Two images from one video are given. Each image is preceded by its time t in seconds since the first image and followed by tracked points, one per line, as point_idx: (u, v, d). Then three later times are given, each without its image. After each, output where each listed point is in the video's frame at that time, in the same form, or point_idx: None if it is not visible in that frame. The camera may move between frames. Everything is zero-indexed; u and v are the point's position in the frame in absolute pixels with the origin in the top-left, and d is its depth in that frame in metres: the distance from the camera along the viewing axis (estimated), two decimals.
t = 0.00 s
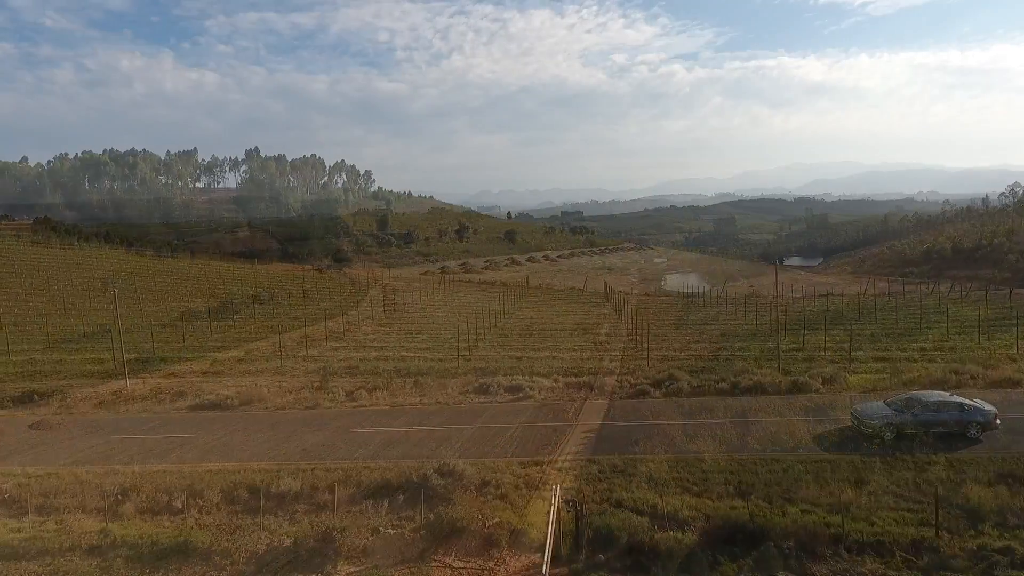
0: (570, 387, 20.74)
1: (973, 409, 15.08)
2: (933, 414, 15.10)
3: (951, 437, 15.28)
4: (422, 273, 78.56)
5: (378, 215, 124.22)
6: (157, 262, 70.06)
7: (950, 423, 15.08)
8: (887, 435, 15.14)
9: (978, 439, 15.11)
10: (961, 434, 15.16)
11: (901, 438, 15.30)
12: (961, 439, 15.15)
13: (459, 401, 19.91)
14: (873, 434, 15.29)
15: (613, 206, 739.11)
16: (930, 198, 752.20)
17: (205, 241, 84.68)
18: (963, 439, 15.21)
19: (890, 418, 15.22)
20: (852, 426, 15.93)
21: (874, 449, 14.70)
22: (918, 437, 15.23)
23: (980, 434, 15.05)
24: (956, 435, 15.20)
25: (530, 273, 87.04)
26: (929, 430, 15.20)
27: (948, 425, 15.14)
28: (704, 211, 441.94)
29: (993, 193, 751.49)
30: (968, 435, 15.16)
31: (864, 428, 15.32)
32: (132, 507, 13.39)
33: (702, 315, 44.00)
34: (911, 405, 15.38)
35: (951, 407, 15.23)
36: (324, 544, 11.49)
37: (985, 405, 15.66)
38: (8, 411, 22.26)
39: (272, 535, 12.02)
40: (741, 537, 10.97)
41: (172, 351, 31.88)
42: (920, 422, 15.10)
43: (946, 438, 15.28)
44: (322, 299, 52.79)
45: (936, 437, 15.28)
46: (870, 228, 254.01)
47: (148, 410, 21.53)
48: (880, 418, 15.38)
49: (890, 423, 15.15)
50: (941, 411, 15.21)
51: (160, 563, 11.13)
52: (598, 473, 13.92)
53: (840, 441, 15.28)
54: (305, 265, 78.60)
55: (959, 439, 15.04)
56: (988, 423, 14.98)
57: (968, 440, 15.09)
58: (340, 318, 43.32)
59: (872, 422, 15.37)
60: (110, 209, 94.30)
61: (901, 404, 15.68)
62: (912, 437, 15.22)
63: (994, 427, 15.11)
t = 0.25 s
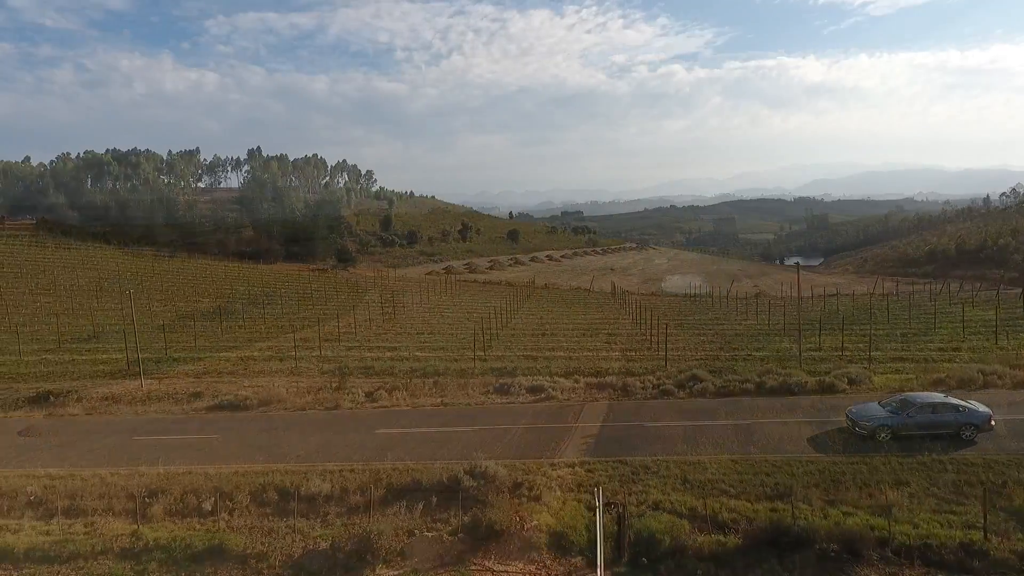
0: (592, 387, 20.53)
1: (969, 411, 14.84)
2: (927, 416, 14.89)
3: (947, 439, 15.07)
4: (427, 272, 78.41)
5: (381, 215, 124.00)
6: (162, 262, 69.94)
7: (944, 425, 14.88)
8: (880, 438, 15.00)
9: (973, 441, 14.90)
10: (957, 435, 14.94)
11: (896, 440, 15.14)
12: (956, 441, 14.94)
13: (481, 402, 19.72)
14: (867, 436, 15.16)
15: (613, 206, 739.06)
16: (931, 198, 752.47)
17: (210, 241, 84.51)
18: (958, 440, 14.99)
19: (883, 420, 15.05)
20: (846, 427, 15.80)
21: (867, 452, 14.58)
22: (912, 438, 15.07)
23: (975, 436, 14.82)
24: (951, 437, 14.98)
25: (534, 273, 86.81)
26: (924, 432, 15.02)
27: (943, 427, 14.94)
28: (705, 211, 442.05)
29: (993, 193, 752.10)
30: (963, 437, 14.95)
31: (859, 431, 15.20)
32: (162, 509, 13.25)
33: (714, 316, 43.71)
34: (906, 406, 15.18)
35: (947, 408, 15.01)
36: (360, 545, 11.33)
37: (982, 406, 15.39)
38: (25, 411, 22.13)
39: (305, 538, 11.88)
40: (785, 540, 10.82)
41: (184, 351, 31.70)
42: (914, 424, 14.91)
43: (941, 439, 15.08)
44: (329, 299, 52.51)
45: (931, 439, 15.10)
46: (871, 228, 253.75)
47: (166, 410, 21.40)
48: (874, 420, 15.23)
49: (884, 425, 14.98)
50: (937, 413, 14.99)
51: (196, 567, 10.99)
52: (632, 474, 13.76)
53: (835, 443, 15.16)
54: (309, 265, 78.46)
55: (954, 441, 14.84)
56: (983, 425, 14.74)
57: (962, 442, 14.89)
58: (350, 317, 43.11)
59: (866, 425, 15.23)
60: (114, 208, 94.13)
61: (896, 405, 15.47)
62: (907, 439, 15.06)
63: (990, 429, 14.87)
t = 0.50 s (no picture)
0: (614, 388, 20.35)
1: (963, 413, 14.83)
2: (923, 418, 14.86)
3: (941, 440, 15.08)
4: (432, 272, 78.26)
5: (384, 215, 123.81)
6: (168, 262, 69.75)
7: (939, 427, 14.86)
8: (875, 439, 14.97)
9: (968, 443, 14.92)
10: (951, 437, 14.95)
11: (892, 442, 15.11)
12: (950, 442, 14.94)
13: (504, 403, 19.57)
14: (862, 438, 15.12)
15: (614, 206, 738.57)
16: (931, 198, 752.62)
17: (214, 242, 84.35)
18: (952, 442, 15.01)
19: (879, 422, 15.00)
20: (841, 429, 15.75)
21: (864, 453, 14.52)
22: (907, 440, 15.05)
23: (969, 437, 14.84)
24: (945, 439, 15.00)
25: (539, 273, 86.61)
26: (920, 433, 14.99)
27: (937, 428, 14.94)
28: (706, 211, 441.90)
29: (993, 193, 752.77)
30: (957, 438, 14.96)
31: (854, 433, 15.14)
32: (192, 512, 13.11)
33: (725, 316, 43.52)
34: (901, 408, 15.13)
35: (942, 410, 14.97)
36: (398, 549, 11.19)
37: (975, 407, 15.41)
38: (42, 412, 21.98)
39: (340, 542, 11.74)
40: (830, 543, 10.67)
41: (197, 351, 31.54)
42: (909, 425, 14.88)
43: (936, 440, 15.09)
44: (338, 300, 52.24)
45: (926, 440, 15.09)
46: (873, 229, 253.70)
47: (185, 411, 21.24)
48: (870, 421, 15.18)
49: (879, 426, 14.94)
50: (932, 415, 14.96)
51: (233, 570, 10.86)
52: (666, 477, 13.62)
53: (830, 445, 15.11)
54: (314, 265, 78.28)
55: (948, 443, 14.84)
56: (977, 427, 14.75)
57: (957, 443, 14.90)
58: (360, 317, 42.92)
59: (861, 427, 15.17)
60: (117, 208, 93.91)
61: (891, 407, 15.43)
62: (902, 441, 15.04)
63: (984, 430, 14.89)
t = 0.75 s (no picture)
0: (635, 387, 20.21)
1: (957, 413, 14.80)
2: (917, 419, 14.83)
3: (935, 440, 15.07)
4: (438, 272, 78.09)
5: (386, 215, 123.63)
6: (173, 262, 69.56)
7: (933, 427, 14.84)
8: (869, 440, 14.96)
9: (961, 443, 14.91)
10: (944, 437, 14.95)
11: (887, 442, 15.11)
12: (944, 443, 14.93)
13: (526, 404, 19.42)
14: (856, 439, 15.11)
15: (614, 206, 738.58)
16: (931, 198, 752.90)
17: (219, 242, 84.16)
18: (946, 442, 15.00)
19: (873, 423, 14.98)
20: (836, 429, 15.74)
21: (858, 454, 14.52)
22: (901, 441, 15.04)
23: (963, 438, 14.83)
24: (939, 439, 14.99)
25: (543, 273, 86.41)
26: (914, 434, 14.95)
27: (931, 429, 14.92)
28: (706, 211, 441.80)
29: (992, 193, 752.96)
30: (951, 438, 14.95)
31: (848, 433, 15.12)
32: (222, 513, 12.96)
33: (737, 315, 43.35)
34: (895, 409, 15.10)
35: (936, 411, 14.94)
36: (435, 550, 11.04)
37: (969, 407, 15.38)
38: (59, 413, 21.84)
39: (374, 543, 11.60)
40: (875, 543, 10.56)
41: (209, 351, 31.39)
42: (903, 426, 14.87)
43: (930, 441, 15.08)
44: (346, 299, 52.05)
45: (920, 441, 15.08)
46: (874, 229, 253.60)
47: (204, 410, 21.10)
48: (864, 422, 15.16)
49: (873, 427, 14.92)
50: (926, 415, 14.93)
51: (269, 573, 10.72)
52: (700, 476, 13.46)
53: (826, 446, 15.10)
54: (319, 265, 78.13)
55: (942, 443, 14.83)
56: (971, 427, 14.74)
57: (950, 444, 14.89)
58: (370, 316, 42.75)
59: (855, 429, 15.14)
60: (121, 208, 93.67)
61: (885, 407, 15.40)
62: (897, 441, 15.04)
63: (977, 431, 14.87)
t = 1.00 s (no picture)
0: (657, 387, 20.08)
1: (951, 413, 14.70)
2: (910, 419, 14.75)
3: (929, 440, 14.98)
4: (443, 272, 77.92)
5: (389, 215, 123.39)
6: (178, 262, 69.33)
7: (927, 427, 14.76)
8: (862, 440, 14.91)
9: (956, 443, 14.81)
10: (938, 437, 14.85)
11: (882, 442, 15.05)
12: (937, 443, 14.84)
13: (548, 403, 19.29)
14: (849, 438, 15.07)
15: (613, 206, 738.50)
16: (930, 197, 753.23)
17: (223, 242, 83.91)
18: (940, 442, 14.91)
19: (866, 423, 14.92)
20: (830, 429, 15.69)
21: (852, 454, 14.46)
22: (895, 441, 14.96)
23: (956, 438, 14.74)
24: (933, 439, 14.89)
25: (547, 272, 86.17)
26: (908, 434, 14.87)
27: (925, 429, 14.83)
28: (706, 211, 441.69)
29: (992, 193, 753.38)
30: (945, 438, 14.85)
31: (841, 434, 15.09)
32: (252, 514, 12.81)
33: (747, 314, 43.20)
34: (888, 408, 15.02)
35: (930, 411, 14.85)
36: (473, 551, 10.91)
37: (963, 407, 15.27)
38: (75, 413, 21.71)
39: (410, 544, 11.44)
40: (922, 544, 10.43)
41: (221, 351, 31.22)
42: (896, 426, 14.80)
43: (924, 440, 14.99)
44: (354, 299, 51.90)
45: (914, 441, 14.99)
46: (874, 229, 253.54)
47: (221, 410, 20.95)
48: (857, 422, 15.10)
49: (866, 427, 14.86)
50: (920, 415, 14.84)
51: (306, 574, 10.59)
52: (735, 476, 13.32)
53: (819, 446, 15.05)
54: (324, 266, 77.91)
55: (935, 443, 14.74)
56: (965, 427, 14.64)
57: (944, 444, 14.80)
58: (379, 316, 42.60)
59: (849, 429, 15.11)
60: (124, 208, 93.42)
61: (879, 407, 15.32)
62: (891, 441, 14.97)
63: (972, 431, 14.76)
